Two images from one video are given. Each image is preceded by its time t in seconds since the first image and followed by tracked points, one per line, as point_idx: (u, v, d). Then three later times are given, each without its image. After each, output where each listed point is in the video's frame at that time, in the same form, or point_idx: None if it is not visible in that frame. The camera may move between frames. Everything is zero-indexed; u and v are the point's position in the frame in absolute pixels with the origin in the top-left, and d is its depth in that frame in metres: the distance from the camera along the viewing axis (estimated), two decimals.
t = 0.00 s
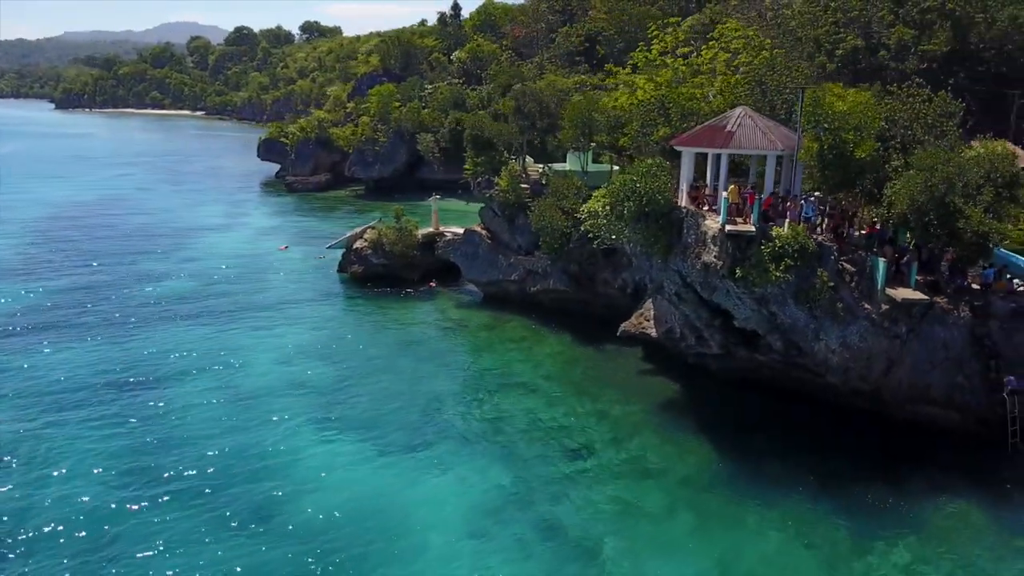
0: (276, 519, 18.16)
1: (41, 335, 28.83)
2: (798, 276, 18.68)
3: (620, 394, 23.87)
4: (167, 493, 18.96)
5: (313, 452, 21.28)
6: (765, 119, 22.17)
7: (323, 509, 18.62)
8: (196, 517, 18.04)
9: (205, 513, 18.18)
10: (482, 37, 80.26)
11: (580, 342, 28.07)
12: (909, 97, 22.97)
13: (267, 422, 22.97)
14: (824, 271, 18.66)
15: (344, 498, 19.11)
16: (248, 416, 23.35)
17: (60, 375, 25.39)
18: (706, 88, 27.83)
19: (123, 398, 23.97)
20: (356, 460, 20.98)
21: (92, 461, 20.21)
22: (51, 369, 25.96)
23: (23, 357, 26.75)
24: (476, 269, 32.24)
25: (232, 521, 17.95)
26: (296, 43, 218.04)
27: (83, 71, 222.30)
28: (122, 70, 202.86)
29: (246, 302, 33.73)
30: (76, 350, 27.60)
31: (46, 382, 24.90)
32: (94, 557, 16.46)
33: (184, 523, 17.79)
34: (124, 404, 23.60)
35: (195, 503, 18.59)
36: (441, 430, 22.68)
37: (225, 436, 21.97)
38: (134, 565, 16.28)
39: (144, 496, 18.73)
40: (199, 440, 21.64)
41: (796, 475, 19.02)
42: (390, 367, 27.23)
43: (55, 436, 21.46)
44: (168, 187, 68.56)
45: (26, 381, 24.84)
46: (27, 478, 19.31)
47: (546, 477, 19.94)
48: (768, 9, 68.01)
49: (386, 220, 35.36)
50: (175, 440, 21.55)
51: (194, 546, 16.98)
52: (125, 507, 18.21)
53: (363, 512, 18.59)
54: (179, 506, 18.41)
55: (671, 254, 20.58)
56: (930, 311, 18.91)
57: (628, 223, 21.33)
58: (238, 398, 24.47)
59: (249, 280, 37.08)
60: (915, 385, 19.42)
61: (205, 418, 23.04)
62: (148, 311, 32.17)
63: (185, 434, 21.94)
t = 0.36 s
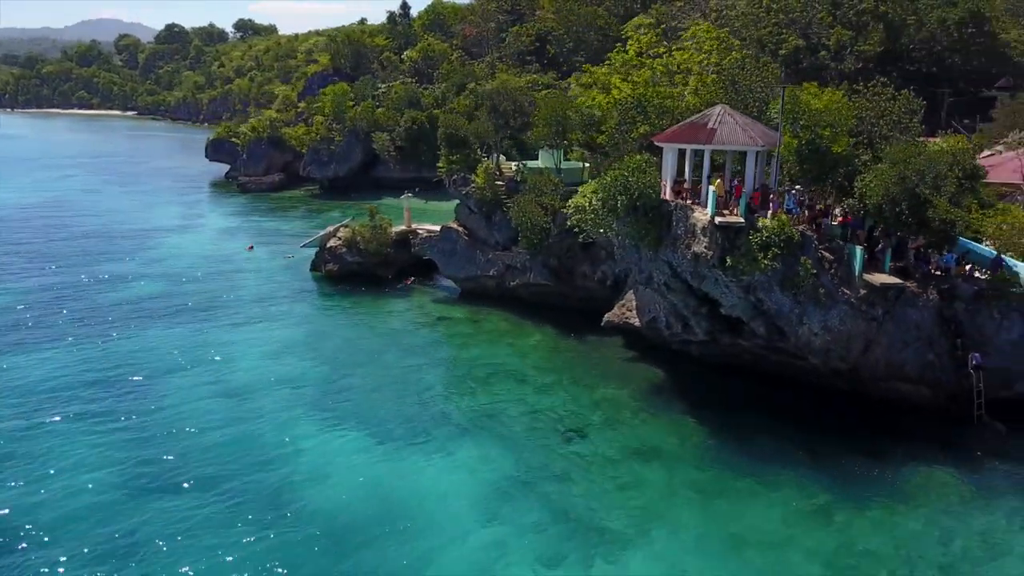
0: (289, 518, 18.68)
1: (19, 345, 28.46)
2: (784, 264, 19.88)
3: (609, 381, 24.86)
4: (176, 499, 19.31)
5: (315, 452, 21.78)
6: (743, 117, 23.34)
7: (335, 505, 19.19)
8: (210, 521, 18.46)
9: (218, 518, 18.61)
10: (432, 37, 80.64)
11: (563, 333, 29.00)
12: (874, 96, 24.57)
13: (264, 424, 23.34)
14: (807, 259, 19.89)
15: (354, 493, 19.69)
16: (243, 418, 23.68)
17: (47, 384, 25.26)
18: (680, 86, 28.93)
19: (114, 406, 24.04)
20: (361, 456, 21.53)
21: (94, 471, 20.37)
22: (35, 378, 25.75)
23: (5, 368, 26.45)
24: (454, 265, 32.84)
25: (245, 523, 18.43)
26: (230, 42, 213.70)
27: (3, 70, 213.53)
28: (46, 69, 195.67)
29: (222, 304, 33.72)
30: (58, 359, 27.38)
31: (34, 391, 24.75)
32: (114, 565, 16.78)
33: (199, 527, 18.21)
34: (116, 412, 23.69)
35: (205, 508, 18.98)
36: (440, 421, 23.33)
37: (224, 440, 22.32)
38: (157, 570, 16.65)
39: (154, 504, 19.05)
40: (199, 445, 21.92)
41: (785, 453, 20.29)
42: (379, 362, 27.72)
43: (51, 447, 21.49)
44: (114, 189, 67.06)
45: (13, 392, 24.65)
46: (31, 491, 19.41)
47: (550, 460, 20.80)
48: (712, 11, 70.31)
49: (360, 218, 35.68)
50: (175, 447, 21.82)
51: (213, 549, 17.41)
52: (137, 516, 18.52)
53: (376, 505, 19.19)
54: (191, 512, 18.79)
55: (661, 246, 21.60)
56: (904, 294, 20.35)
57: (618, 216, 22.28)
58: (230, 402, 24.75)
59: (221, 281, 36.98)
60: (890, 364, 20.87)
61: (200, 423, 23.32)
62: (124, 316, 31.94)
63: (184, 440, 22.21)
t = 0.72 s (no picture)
0: (299, 507, 19.07)
1: None
2: (767, 253, 21.00)
3: (595, 370, 25.75)
4: (183, 494, 19.51)
5: (315, 443, 22.13)
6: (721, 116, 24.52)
7: (343, 494, 19.62)
8: (220, 514, 18.74)
9: (227, 510, 18.89)
10: (386, 36, 80.76)
11: (545, 326, 29.83)
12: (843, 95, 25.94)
13: (259, 419, 23.56)
14: (788, 249, 21.07)
15: (360, 481, 20.14)
16: (237, 412, 23.84)
17: (32, 386, 25.06)
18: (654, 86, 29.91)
19: (103, 405, 23.97)
20: (362, 446, 21.97)
21: (94, 469, 20.40)
22: (20, 381, 25.52)
23: None
24: (435, 262, 33.68)
25: (256, 514, 18.77)
26: (166, 40, 208.75)
27: None
28: None
29: (199, 305, 33.63)
30: (40, 362, 27.14)
31: (21, 395, 24.53)
32: (131, 560, 16.99)
33: (210, 520, 18.48)
34: (107, 411, 23.63)
35: (213, 502, 19.23)
36: (436, 411, 23.91)
37: (221, 435, 22.49)
38: (175, 563, 16.92)
39: (161, 500, 19.22)
40: (199, 442, 22.08)
41: (769, 434, 21.45)
42: (367, 357, 28.11)
43: (46, 447, 21.39)
44: (63, 191, 65.45)
45: None
46: (33, 490, 19.37)
47: (549, 444, 21.57)
48: (663, 14, 72.23)
49: (336, 217, 36.00)
50: (173, 442, 21.94)
51: (227, 541, 17.73)
52: (146, 511, 18.69)
53: (384, 491, 19.68)
54: (199, 505, 19.03)
55: (649, 239, 22.54)
56: (876, 281, 21.71)
57: (606, 209, 23.16)
58: (221, 397, 24.87)
59: (194, 284, 36.81)
60: (864, 348, 22.21)
61: (195, 418, 23.42)
62: (101, 318, 31.64)
63: (181, 436, 22.33)
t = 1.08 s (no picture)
0: (308, 498, 19.68)
1: None
2: (745, 243, 22.22)
3: (579, 358, 26.70)
4: (191, 493, 19.95)
5: (314, 438, 22.61)
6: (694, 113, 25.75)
7: (349, 484, 20.23)
8: (230, 509, 19.25)
9: (237, 506, 19.39)
10: (337, 35, 80.56)
11: (523, 318, 30.66)
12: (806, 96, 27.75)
13: (254, 417, 23.89)
14: (764, 239, 22.33)
15: (364, 472, 20.72)
16: (230, 414, 24.21)
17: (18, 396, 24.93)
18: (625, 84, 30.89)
19: (95, 413, 24.13)
20: (360, 439, 22.49)
21: (98, 475, 20.71)
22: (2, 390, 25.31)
23: None
24: (409, 258, 34.29)
25: (266, 507, 19.32)
26: (96, 37, 202.73)
27: None
28: None
29: (173, 307, 33.52)
30: (20, 370, 26.91)
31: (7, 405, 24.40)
32: (150, 558, 17.41)
33: (221, 517, 18.93)
34: (100, 419, 23.83)
35: (222, 498, 19.73)
36: (428, 401, 24.51)
37: (219, 435, 22.88)
38: (192, 556, 17.42)
39: (170, 500, 19.64)
40: (197, 443, 22.38)
41: (749, 414, 22.71)
42: (351, 352, 28.52)
43: (43, 459, 21.50)
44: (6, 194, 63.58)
45: None
46: (38, 498, 19.57)
47: (542, 429, 22.39)
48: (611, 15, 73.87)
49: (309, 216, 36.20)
50: (172, 445, 22.26)
51: (242, 533, 18.28)
52: (156, 512, 19.11)
53: (390, 481, 20.28)
54: (209, 502, 19.49)
55: (632, 232, 23.56)
56: (844, 267, 23.16)
57: (590, 204, 24.14)
58: (212, 399, 25.17)
59: (163, 285, 36.56)
60: (834, 331, 23.66)
61: (190, 421, 23.75)
62: (74, 323, 31.33)
63: (179, 439, 22.68)
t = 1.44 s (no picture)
0: (313, 487, 20.20)
1: None
2: (721, 233, 23.38)
3: (560, 348, 27.64)
4: (194, 488, 20.29)
5: (310, 430, 23.05)
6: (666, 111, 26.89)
7: (351, 473, 20.79)
8: (237, 501, 19.68)
9: (243, 497, 19.82)
10: (286, 33, 79.99)
11: (500, 312, 31.45)
12: (769, 93, 29.40)
13: (244, 413, 24.15)
14: (738, 230, 23.54)
15: (364, 461, 21.30)
16: (220, 409, 24.47)
17: None
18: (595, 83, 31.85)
19: (83, 413, 24.15)
20: (354, 430, 22.96)
21: (97, 475, 20.87)
22: None
23: None
24: (383, 255, 34.79)
25: (272, 498, 19.79)
26: (23, 32, 195.94)
27: None
28: None
29: (145, 308, 33.33)
30: None
31: None
32: (161, 552, 17.73)
33: (226, 510, 19.28)
34: (89, 418, 23.86)
35: (226, 491, 20.13)
36: (417, 392, 25.09)
37: (213, 431, 23.17)
38: (207, 547, 17.86)
39: (175, 495, 19.95)
40: (190, 441, 22.60)
41: (727, 396, 23.94)
42: (334, 346, 28.85)
43: (36, 460, 21.51)
44: None
45: None
46: (39, 500, 19.68)
47: (532, 416, 23.21)
48: (561, 15, 75.15)
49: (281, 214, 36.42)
50: (166, 443, 22.47)
51: (253, 523, 18.76)
52: (163, 507, 19.42)
53: (389, 470, 20.82)
54: (213, 496, 19.82)
55: (613, 225, 24.55)
56: (811, 256, 24.56)
57: (572, 198, 25.04)
58: (200, 396, 25.36)
59: (131, 286, 36.24)
60: (803, 316, 25.07)
61: (181, 418, 23.95)
62: (45, 325, 30.91)
63: (172, 436, 22.91)
